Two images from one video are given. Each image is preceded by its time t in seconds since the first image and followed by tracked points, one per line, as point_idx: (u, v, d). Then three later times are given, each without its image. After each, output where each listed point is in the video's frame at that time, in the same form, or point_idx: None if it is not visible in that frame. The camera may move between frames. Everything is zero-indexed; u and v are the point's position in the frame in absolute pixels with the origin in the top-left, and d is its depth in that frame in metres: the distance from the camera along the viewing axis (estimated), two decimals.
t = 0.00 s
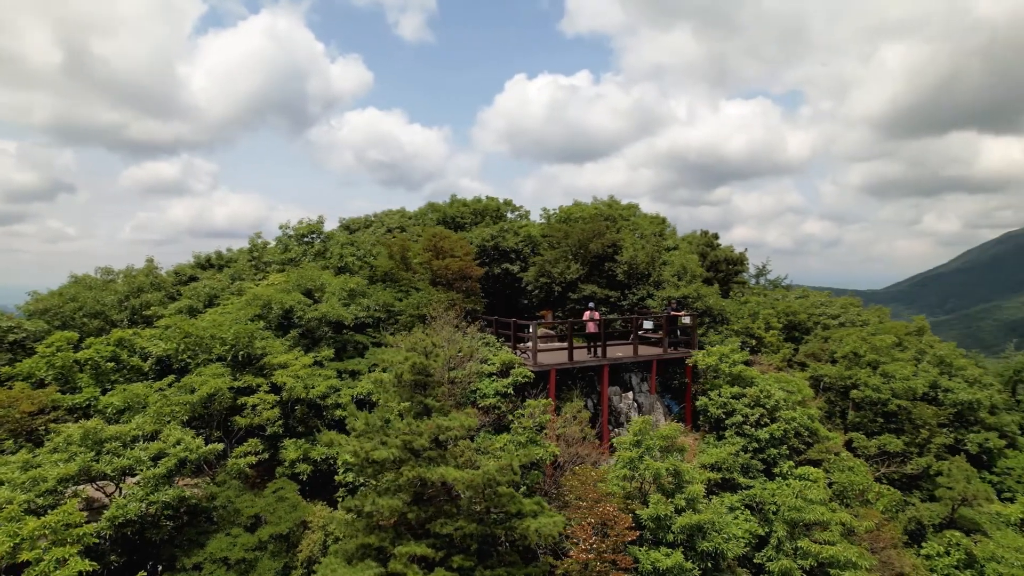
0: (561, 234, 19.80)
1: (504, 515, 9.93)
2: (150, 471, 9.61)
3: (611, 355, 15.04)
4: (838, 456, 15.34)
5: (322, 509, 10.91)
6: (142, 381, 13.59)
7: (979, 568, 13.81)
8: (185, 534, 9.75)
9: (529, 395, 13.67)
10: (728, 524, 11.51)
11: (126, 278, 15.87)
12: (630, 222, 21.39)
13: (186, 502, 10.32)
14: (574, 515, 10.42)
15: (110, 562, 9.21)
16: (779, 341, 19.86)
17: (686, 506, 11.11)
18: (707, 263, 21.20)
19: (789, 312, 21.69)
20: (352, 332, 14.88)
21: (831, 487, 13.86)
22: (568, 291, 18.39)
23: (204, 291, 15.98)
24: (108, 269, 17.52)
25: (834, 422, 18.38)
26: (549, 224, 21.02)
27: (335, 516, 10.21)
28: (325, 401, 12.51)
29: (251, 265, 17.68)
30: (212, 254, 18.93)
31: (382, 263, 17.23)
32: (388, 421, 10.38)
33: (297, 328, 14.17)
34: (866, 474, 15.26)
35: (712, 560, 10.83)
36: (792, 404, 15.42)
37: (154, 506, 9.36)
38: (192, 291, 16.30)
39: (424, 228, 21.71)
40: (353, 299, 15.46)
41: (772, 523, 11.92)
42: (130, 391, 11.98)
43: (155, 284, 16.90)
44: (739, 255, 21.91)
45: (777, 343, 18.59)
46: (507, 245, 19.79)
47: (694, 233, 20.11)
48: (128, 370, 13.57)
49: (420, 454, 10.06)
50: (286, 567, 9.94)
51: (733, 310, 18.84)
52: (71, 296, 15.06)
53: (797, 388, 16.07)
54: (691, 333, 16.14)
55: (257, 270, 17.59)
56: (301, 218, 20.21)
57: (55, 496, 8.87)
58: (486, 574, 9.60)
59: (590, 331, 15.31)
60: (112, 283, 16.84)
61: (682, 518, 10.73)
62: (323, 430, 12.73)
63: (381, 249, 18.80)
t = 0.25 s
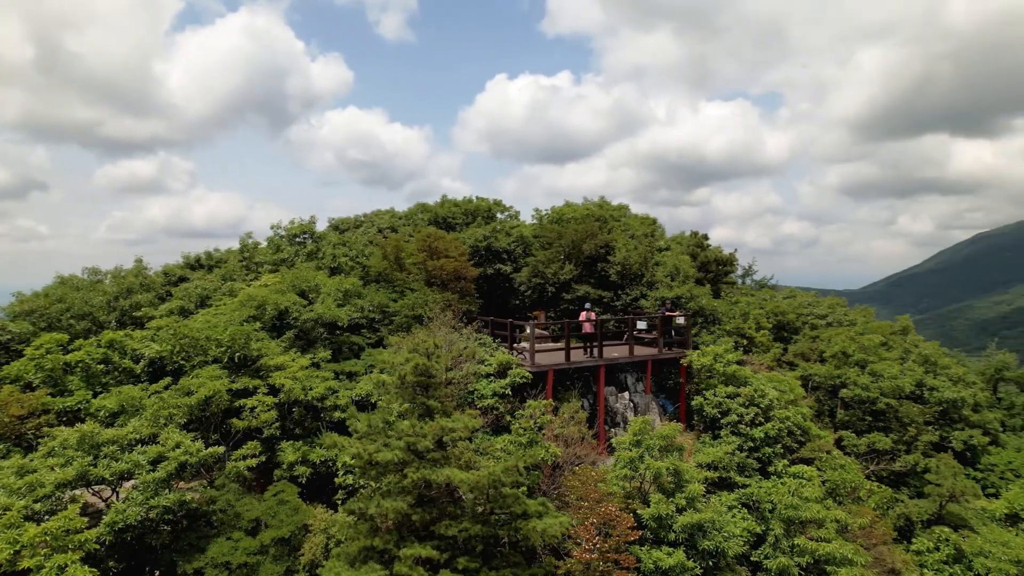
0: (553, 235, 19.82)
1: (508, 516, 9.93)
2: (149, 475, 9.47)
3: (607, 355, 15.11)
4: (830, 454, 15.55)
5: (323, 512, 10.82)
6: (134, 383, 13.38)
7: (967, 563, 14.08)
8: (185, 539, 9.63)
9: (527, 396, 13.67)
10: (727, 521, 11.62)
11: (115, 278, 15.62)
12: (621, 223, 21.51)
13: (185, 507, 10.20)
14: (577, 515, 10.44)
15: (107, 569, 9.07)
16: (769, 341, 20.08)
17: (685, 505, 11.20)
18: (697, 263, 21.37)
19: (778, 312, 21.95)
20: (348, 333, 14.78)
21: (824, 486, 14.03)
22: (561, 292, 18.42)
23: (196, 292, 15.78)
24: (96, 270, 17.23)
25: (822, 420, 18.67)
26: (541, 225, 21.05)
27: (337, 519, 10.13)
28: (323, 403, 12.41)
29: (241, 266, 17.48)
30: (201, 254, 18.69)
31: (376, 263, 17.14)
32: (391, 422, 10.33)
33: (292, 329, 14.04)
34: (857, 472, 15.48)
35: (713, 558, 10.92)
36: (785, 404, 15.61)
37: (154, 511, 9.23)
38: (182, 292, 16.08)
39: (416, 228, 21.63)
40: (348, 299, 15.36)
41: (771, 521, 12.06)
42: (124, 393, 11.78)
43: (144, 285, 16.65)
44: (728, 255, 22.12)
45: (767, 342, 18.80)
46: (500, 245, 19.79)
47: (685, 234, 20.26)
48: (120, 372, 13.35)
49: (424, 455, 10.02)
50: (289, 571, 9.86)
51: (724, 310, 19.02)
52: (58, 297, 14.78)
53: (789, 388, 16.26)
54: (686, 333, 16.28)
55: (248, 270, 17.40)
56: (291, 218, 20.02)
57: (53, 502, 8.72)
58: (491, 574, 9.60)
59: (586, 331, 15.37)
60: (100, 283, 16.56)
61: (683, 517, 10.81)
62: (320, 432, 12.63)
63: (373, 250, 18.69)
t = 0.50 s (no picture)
0: (545, 235, 19.85)
1: (513, 517, 9.91)
2: (149, 480, 9.30)
3: (602, 356, 15.18)
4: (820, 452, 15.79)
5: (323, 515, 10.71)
6: (124, 386, 13.13)
7: (954, 558, 14.39)
8: (185, 544, 9.49)
9: (525, 397, 13.67)
10: (726, 519, 11.75)
11: (101, 279, 15.32)
12: (611, 224, 21.62)
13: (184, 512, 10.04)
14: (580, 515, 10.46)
15: None
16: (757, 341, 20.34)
17: (685, 504, 11.30)
18: (686, 264, 21.57)
19: (765, 312, 22.24)
20: (342, 334, 14.65)
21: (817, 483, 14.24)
22: (553, 292, 18.45)
23: (185, 293, 15.53)
24: (80, 270, 16.88)
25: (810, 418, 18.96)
26: (532, 225, 21.08)
27: (339, 522, 10.04)
28: (320, 404, 12.29)
29: (231, 266, 17.26)
30: (189, 255, 18.40)
31: (368, 264, 17.02)
32: (393, 425, 10.27)
33: (286, 331, 13.88)
34: (846, 469, 15.74)
35: (713, 557, 11.02)
36: (776, 403, 15.81)
37: (154, 516, 9.07)
38: (171, 293, 15.82)
39: (406, 228, 21.53)
40: (341, 300, 15.24)
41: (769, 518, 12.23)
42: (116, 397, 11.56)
43: (131, 286, 16.34)
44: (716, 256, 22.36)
45: (756, 342, 19.04)
46: (491, 246, 19.77)
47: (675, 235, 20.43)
48: (109, 375, 13.08)
49: (428, 457, 9.98)
50: None
51: (714, 310, 19.22)
52: (44, 298, 14.46)
53: (780, 387, 16.49)
54: (679, 333, 16.43)
55: (238, 271, 17.17)
56: (280, 218, 19.81)
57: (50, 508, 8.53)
58: None
59: (581, 332, 15.43)
60: (86, 284, 16.23)
61: (683, 516, 10.91)
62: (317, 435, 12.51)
63: (364, 251, 18.57)
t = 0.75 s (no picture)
0: (537, 236, 19.87)
1: (516, 518, 9.91)
2: (148, 485, 9.14)
3: (598, 356, 15.24)
4: (811, 450, 16.01)
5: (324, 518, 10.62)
6: (115, 389, 12.90)
7: (942, 553, 14.66)
8: (184, 550, 9.35)
9: (521, 397, 13.66)
10: (724, 518, 11.85)
11: (89, 280, 15.02)
12: (602, 224, 21.71)
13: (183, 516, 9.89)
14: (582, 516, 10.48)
15: None
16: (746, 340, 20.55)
17: (685, 504, 11.38)
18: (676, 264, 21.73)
19: (753, 312, 22.48)
20: (337, 335, 14.53)
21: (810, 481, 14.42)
22: (546, 293, 18.46)
23: (176, 294, 15.30)
24: (66, 271, 16.54)
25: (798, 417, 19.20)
26: (523, 226, 21.10)
27: (341, 525, 9.95)
28: (318, 406, 12.19)
29: (221, 267, 17.03)
30: (177, 255, 18.13)
31: (361, 265, 16.92)
32: (396, 426, 10.21)
33: (281, 332, 13.73)
34: (837, 467, 15.97)
35: (713, 556, 11.12)
36: (768, 402, 15.99)
37: (154, 521, 8.91)
38: (161, 294, 15.57)
39: (396, 228, 21.41)
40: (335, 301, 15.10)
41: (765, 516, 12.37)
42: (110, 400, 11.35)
43: (119, 287, 16.05)
44: (705, 257, 22.56)
45: (746, 341, 19.25)
46: (483, 246, 19.74)
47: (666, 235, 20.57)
48: (100, 377, 12.84)
49: (431, 459, 9.94)
50: None
51: (704, 310, 19.39)
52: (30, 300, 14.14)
53: (771, 386, 16.68)
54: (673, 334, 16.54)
55: (229, 272, 16.95)
56: (270, 218, 19.59)
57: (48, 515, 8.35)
58: None
59: (577, 332, 15.46)
60: (72, 285, 15.91)
61: (684, 515, 10.99)
62: (314, 437, 12.40)
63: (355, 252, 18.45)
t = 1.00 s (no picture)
0: (528, 236, 19.88)
1: (519, 519, 9.90)
2: (147, 489, 8.99)
3: (592, 357, 15.29)
4: (800, 448, 16.24)
5: (324, 522, 10.53)
6: (105, 392, 12.66)
7: (929, 548, 14.94)
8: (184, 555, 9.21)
9: (518, 398, 13.67)
10: (721, 517, 11.97)
11: (75, 281, 14.73)
12: (592, 225, 21.81)
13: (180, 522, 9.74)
14: (583, 516, 10.53)
15: None
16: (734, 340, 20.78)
17: (684, 503, 11.47)
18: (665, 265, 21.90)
19: (740, 312, 22.74)
20: (331, 337, 14.41)
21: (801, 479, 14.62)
22: (538, 293, 18.47)
23: (165, 295, 15.06)
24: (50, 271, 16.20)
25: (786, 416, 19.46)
26: (514, 227, 21.11)
27: (342, 528, 9.86)
28: (315, 408, 12.08)
29: (211, 268, 16.81)
30: (164, 256, 17.86)
31: (353, 266, 16.80)
32: (398, 428, 10.16)
33: (275, 334, 13.59)
34: (826, 465, 16.21)
35: (711, 554, 11.22)
36: (759, 401, 16.18)
37: (154, 527, 8.76)
38: (149, 295, 15.32)
39: (386, 229, 21.30)
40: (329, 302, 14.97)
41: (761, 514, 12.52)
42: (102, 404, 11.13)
43: (106, 288, 15.75)
44: (693, 257, 22.76)
45: (735, 341, 19.46)
46: (474, 246, 19.72)
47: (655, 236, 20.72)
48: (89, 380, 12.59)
49: (433, 461, 9.91)
50: None
51: (694, 310, 19.56)
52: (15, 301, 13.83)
53: (762, 385, 16.88)
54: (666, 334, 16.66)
55: (219, 273, 16.73)
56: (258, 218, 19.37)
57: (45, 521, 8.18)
58: None
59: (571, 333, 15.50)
60: (57, 286, 15.59)
61: (683, 514, 11.08)
62: (311, 440, 12.28)
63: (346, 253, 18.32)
